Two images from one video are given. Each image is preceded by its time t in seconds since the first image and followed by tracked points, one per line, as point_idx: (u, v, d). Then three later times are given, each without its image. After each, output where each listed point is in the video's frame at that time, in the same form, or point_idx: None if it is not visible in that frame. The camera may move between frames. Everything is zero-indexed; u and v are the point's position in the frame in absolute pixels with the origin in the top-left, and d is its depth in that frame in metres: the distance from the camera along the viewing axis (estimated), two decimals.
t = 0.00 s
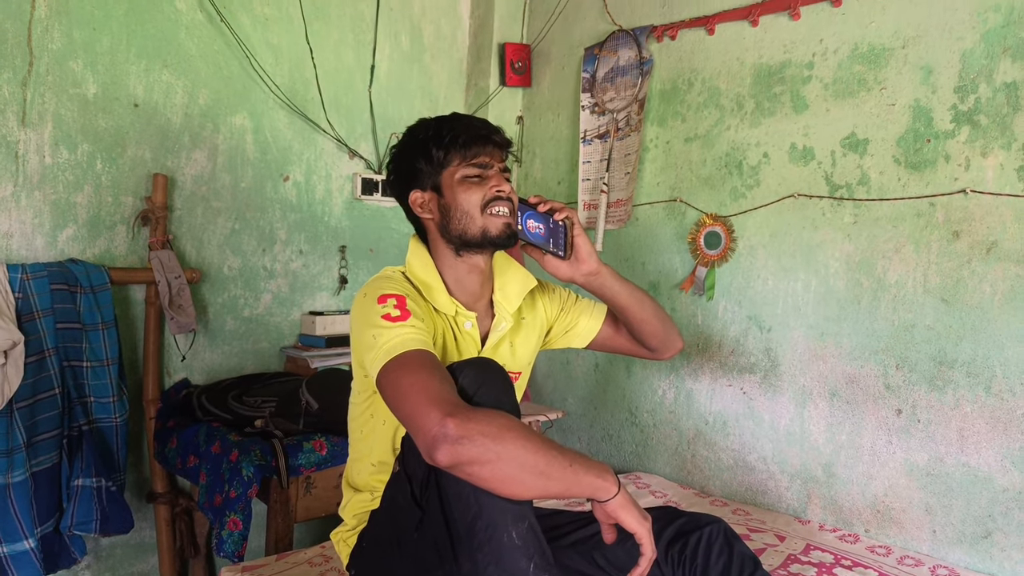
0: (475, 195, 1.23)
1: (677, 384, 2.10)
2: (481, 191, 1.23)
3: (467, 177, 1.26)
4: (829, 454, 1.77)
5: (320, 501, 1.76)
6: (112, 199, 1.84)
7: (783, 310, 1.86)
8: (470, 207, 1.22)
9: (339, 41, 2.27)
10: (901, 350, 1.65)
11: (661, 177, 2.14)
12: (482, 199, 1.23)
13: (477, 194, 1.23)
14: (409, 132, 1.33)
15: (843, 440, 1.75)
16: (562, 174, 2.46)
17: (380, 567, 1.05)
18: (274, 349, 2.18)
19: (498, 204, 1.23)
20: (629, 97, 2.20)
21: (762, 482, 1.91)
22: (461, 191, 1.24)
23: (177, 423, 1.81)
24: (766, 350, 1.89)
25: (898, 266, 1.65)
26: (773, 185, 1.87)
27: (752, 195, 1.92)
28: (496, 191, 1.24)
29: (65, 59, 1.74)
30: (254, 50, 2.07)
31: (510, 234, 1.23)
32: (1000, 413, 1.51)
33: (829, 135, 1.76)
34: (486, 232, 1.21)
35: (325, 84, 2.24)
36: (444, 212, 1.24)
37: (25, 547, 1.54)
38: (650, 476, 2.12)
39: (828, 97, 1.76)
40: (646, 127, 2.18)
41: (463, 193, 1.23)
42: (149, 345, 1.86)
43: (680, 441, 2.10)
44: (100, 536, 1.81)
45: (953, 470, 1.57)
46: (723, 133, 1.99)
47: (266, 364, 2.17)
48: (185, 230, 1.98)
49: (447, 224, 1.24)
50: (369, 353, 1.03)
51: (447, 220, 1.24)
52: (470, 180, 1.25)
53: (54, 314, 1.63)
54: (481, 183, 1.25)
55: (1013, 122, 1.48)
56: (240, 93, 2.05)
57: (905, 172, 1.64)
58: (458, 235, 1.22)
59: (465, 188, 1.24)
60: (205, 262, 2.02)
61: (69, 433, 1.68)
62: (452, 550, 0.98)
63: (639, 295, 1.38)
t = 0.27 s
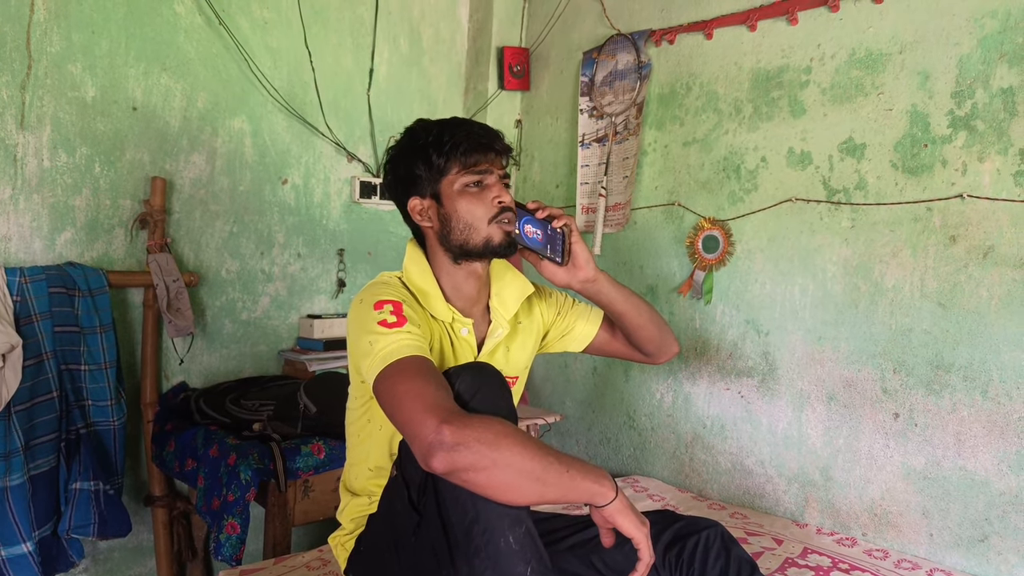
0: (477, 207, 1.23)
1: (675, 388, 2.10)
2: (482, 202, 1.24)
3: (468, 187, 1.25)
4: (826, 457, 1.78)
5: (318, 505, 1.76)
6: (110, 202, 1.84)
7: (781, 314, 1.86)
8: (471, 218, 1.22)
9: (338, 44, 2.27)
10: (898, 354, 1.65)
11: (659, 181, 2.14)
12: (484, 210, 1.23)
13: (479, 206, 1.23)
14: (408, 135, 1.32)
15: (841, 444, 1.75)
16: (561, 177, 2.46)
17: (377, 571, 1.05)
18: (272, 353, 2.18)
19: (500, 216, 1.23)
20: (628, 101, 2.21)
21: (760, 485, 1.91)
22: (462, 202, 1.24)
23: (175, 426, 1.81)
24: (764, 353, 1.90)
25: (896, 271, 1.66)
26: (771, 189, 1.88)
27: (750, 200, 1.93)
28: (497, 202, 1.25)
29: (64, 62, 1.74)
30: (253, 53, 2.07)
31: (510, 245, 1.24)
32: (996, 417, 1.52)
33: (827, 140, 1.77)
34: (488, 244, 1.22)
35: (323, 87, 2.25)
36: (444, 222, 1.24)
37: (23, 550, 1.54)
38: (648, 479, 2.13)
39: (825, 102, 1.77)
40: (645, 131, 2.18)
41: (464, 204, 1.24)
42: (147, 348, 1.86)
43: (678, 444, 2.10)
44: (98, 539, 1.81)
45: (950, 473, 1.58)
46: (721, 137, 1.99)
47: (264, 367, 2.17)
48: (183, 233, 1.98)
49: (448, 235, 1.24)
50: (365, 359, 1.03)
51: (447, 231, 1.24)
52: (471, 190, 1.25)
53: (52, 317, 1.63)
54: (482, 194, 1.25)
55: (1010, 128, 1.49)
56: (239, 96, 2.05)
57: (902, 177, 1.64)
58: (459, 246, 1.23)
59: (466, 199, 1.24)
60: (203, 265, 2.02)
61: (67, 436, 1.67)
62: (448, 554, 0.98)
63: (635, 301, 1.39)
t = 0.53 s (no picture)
0: (482, 224, 1.21)
1: (676, 386, 2.10)
2: (487, 218, 1.22)
3: (473, 201, 1.23)
4: (827, 456, 1.77)
5: (319, 504, 1.76)
6: (111, 201, 1.84)
7: (782, 313, 1.86)
8: (474, 235, 1.21)
9: (339, 43, 2.27)
10: (899, 353, 1.65)
11: (660, 180, 2.14)
12: (487, 227, 1.22)
13: (484, 222, 1.22)
14: (414, 136, 1.26)
15: (842, 442, 1.75)
16: (561, 176, 2.46)
17: (379, 569, 1.06)
18: (273, 352, 2.19)
19: (503, 233, 1.23)
20: (628, 99, 2.20)
21: (761, 484, 1.91)
22: (465, 217, 1.22)
23: (177, 425, 1.82)
24: (765, 352, 1.90)
25: (897, 269, 1.65)
26: (772, 188, 1.87)
27: (750, 198, 1.92)
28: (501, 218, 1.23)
29: (65, 62, 1.74)
30: (254, 52, 2.07)
31: (512, 260, 1.25)
32: (997, 416, 1.51)
33: (827, 138, 1.76)
34: (490, 261, 1.22)
35: (324, 86, 2.25)
36: (448, 234, 1.23)
37: (25, 549, 1.54)
38: (649, 478, 2.13)
39: (826, 100, 1.76)
40: (645, 129, 2.18)
41: (469, 219, 1.22)
42: (148, 348, 1.86)
43: (679, 442, 2.10)
44: (101, 538, 1.82)
45: (951, 472, 1.58)
46: (722, 135, 1.99)
47: (265, 366, 2.17)
48: (184, 232, 1.98)
49: (450, 247, 1.23)
50: (365, 360, 1.03)
51: (450, 243, 1.23)
52: (475, 204, 1.23)
53: (54, 316, 1.63)
54: (486, 208, 1.23)
55: (1011, 126, 1.48)
56: (239, 96, 2.05)
57: (903, 175, 1.64)
58: (460, 260, 1.23)
59: (470, 214, 1.22)
60: (204, 265, 2.02)
61: (69, 435, 1.68)
62: (449, 552, 0.98)
63: (633, 304, 1.39)
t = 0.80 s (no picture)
0: (484, 241, 1.19)
1: (677, 383, 2.10)
2: (490, 235, 1.20)
3: (479, 216, 1.19)
4: (827, 452, 1.78)
5: (320, 500, 1.76)
6: (112, 198, 1.84)
7: (782, 309, 1.86)
8: (476, 250, 1.20)
9: (339, 40, 2.27)
10: (900, 349, 1.65)
11: (661, 176, 2.14)
12: (489, 243, 1.20)
13: (486, 237, 1.20)
14: (427, 137, 1.20)
15: (842, 438, 1.75)
16: (562, 173, 2.46)
17: (379, 566, 1.06)
18: (274, 348, 2.19)
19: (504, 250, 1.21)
20: (629, 96, 2.20)
21: (761, 480, 1.92)
22: (469, 230, 1.19)
23: (178, 422, 1.82)
24: (766, 348, 1.90)
25: (898, 265, 1.65)
26: (773, 184, 1.87)
27: (751, 194, 1.92)
28: (505, 234, 1.21)
29: (65, 58, 1.74)
30: (254, 49, 2.07)
31: (511, 275, 1.25)
32: (998, 412, 1.51)
33: (829, 134, 1.76)
34: (488, 275, 1.22)
35: (325, 83, 2.24)
36: (449, 243, 1.21)
37: (27, 545, 1.55)
38: (649, 474, 2.13)
39: (828, 96, 1.76)
40: (646, 126, 2.18)
41: (472, 234, 1.19)
42: (149, 344, 1.86)
43: (680, 439, 2.10)
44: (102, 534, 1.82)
45: (951, 468, 1.58)
46: (723, 132, 1.99)
47: (267, 363, 2.17)
48: (185, 229, 1.98)
49: (450, 257, 1.22)
50: (363, 359, 1.03)
51: (451, 253, 1.22)
52: (481, 219, 1.19)
53: (55, 313, 1.63)
54: (492, 223, 1.20)
55: (1012, 122, 1.48)
56: (240, 92, 2.05)
57: (904, 171, 1.64)
58: (459, 271, 1.23)
59: (474, 228, 1.19)
60: (205, 261, 2.02)
61: (70, 431, 1.68)
62: (450, 549, 0.98)
63: (632, 312, 1.39)
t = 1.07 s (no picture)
0: (481, 244, 1.17)
1: (675, 379, 2.11)
2: (488, 238, 1.18)
3: (478, 219, 1.17)
4: (825, 448, 1.78)
5: (319, 497, 1.76)
6: (109, 195, 1.84)
7: (781, 306, 1.87)
8: (472, 252, 1.18)
9: (337, 36, 2.26)
10: (898, 344, 1.65)
11: (660, 173, 2.14)
12: (486, 246, 1.18)
13: (483, 241, 1.18)
14: (431, 135, 1.17)
15: (840, 434, 1.76)
16: (560, 169, 2.46)
17: (377, 563, 1.06)
18: (273, 346, 2.19)
19: (501, 254, 1.20)
20: (627, 92, 2.20)
21: (759, 476, 1.92)
22: (468, 233, 1.17)
23: (176, 419, 1.81)
24: (764, 345, 1.90)
25: (896, 262, 1.66)
26: (771, 181, 1.87)
27: (749, 191, 1.92)
28: (503, 239, 1.19)
29: (62, 55, 1.74)
30: (251, 45, 2.07)
31: (507, 278, 1.23)
32: (995, 407, 1.52)
33: (827, 131, 1.76)
34: (484, 279, 1.21)
35: (322, 79, 2.24)
36: (446, 243, 1.20)
37: (25, 543, 1.54)
38: (648, 470, 2.13)
39: (826, 93, 1.76)
40: (644, 123, 2.18)
41: (469, 236, 1.18)
42: (147, 341, 1.86)
43: (678, 435, 2.11)
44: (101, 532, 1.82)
45: (948, 463, 1.58)
46: (721, 128, 1.99)
47: (265, 360, 2.17)
48: (183, 226, 1.97)
49: (447, 257, 1.21)
50: (359, 357, 1.03)
51: (447, 253, 1.20)
52: (480, 223, 1.17)
53: (53, 311, 1.63)
54: (490, 228, 1.18)
55: (1010, 118, 1.49)
56: (237, 89, 2.05)
57: (902, 168, 1.64)
58: (455, 272, 1.21)
59: (473, 232, 1.17)
60: (203, 259, 2.02)
61: (68, 429, 1.68)
62: (449, 545, 0.99)
63: (630, 316, 1.40)
